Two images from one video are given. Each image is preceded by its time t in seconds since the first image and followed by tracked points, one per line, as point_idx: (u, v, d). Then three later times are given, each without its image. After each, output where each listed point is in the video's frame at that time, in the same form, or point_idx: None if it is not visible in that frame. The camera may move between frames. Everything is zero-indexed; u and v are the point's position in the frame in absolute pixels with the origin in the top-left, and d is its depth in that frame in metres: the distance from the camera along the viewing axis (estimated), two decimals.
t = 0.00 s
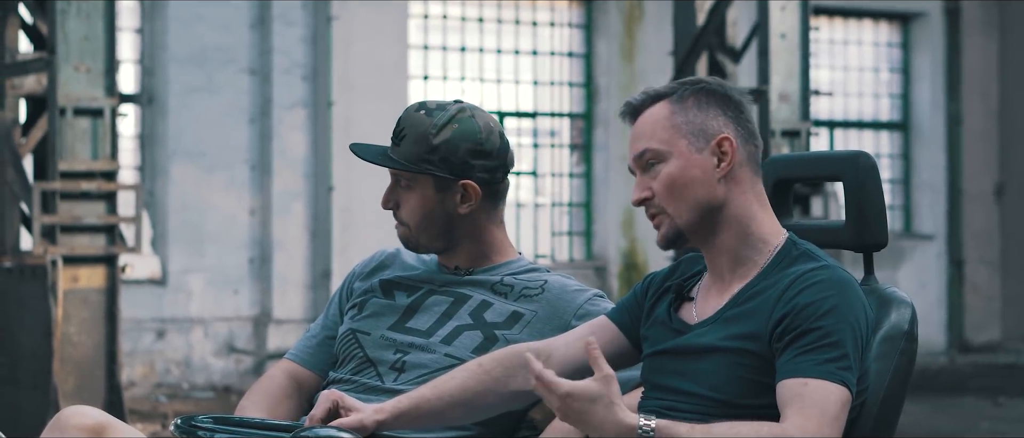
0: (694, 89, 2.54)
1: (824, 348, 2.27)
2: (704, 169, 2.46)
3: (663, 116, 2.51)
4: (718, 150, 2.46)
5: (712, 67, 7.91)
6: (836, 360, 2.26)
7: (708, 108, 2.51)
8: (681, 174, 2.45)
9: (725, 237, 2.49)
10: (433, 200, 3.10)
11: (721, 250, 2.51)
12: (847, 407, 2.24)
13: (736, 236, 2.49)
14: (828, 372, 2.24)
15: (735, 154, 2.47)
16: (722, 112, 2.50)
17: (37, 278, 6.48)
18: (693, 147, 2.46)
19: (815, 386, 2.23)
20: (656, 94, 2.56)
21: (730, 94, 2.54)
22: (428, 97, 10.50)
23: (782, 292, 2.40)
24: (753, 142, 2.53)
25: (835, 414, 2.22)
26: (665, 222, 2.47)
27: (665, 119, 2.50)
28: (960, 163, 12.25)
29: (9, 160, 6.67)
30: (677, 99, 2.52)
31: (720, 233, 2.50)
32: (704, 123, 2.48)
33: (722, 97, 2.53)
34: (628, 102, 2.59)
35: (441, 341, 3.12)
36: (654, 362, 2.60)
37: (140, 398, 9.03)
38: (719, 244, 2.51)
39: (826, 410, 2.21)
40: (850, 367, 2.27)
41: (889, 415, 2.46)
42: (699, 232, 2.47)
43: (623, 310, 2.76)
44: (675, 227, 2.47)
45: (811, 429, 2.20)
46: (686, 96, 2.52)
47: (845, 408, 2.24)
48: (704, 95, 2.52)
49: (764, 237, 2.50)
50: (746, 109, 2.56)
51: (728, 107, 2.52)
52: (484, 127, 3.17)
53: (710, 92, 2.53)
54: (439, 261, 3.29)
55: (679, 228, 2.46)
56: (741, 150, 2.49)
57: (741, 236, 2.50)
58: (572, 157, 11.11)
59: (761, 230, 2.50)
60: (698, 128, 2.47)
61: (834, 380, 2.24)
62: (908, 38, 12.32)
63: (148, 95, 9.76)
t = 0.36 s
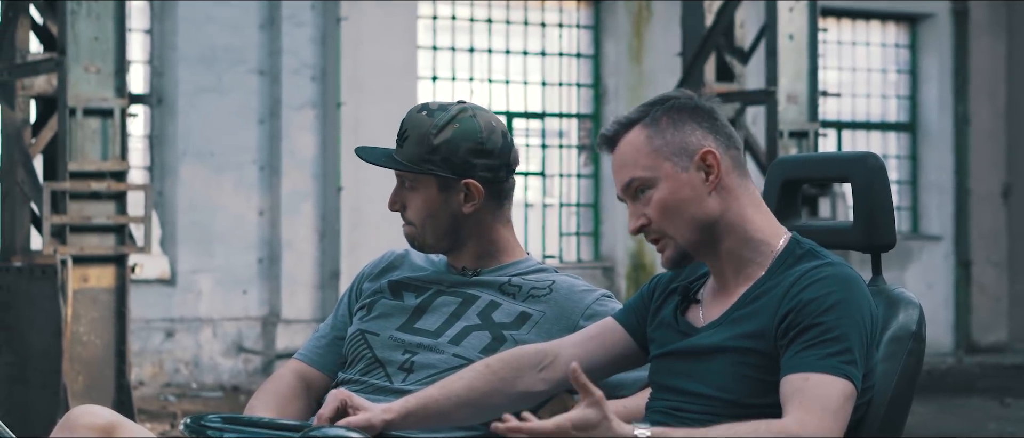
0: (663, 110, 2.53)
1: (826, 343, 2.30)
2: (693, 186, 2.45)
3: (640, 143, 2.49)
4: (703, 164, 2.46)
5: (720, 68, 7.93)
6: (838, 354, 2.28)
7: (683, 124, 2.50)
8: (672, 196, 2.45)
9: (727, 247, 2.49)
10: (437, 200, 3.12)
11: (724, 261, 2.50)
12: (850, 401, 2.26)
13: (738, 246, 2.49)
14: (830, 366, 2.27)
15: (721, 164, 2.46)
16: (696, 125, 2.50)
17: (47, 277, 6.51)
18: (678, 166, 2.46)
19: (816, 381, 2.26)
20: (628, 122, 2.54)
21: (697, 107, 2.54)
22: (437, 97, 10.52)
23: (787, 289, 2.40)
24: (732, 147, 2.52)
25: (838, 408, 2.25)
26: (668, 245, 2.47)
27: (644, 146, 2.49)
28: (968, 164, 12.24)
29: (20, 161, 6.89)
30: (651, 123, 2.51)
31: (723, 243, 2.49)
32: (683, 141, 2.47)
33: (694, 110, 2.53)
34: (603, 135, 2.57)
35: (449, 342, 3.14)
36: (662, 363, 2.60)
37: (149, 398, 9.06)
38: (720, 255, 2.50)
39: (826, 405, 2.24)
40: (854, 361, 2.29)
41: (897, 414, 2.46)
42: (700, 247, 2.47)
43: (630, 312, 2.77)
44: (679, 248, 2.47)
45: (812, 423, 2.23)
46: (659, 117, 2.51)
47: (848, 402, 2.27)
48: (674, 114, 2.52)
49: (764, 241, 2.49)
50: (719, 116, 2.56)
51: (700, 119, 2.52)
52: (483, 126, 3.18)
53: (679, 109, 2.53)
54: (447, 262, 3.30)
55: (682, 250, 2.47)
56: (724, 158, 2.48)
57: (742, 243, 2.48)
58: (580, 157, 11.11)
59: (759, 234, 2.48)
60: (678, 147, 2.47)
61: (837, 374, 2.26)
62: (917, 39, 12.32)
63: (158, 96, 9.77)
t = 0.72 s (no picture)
0: (718, 83, 2.52)
1: (831, 343, 2.31)
2: (705, 166, 2.48)
3: (683, 110, 2.54)
4: (721, 148, 2.47)
5: (721, 68, 7.93)
6: (843, 355, 2.30)
7: (723, 105, 2.49)
8: (684, 168, 2.50)
9: (731, 233, 2.51)
10: (441, 199, 3.13)
11: (730, 246, 2.53)
12: (853, 401, 2.28)
13: (743, 234, 2.50)
14: (833, 366, 2.28)
15: (739, 152, 2.46)
16: (734, 109, 2.48)
17: (49, 276, 6.55)
18: (698, 142, 2.49)
19: (820, 381, 2.28)
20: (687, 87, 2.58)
21: (756, 93, 2.48)
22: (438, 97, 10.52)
23: (793, 289, 2.42)
24: (772, 139, 2.48)
25: (840, 409, 2.26)
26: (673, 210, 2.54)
27: (683, 113, 2.54)
28: (968, 164, 12.25)
29: (22, 159, 6.90)
30: (701, 93, 2.53)
31: (727, 229, 2.51)
32: (715, 119, 2.49)
33: (745, 95, 2.48)
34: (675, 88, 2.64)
35: (450, 341, 3.16)
36: (665, 361, 2.61)
37: (150, 396, 9.09)
38: (725, 239, 2.52)
39: (829, 405, 2.26)
40: (857, 362, 2.30)
41: (897, 414, 2.49)
42: (701, 224, 2.51)
43: (637, 309, 2.79)
44: (680, 219, 2.53)
45: (814, 424, 2.25)
46: (709, 90, 2.52)
47: (851, 403, 2.28)
48: (726, 90, 2.50)
49: (772, 235, 2.49)
50: (779, 108, 2.48)
51: (748, 105, 2.48)
52: (491, 126, 3.19)
53: (733, 87, 2.50)
54: (449, 261, 3.31)
55: (681, 220, 2.52)
56: (748, 148, 2.47)
57: (747, 232, 2.50)
58: (581, 157, 11.13)
59: (772, 227, 2.49)
60: (706, 123, 2.49)
61: (840, 374, 2.28)
62: (917, 40, 12.33)
63: (160, 95, 9.79)
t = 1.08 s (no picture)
0: (703, 88, 2.52)
1: (832, 342, 2.30)
2: (695, 172, 2.49)
3: (671, 117, 2.55)
4: (708, 153, 2.47)
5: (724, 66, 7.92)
6: (844, 353, 2.29)
7: (709, 108, 2.48)
8: (675, 175, 2.51)
9: (728, 236, 2.51)
10: (448, 198, 3.14)
11: (728, 249, 2.52)
12: (854, 400, 2.27)
13: (740, 236, 2.50)
14: (834, 365, 2.28)
15: (727, 156, 2.46)
16: (719, 112, 2.48)
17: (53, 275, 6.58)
18: (686, 147, 2.50)
19: (820, 380, 2.27)
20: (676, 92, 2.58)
21: (740, 93, 2.48)
22: (441, 95, 10.51)
23: (794, 288, 2.41)
24: (760, 140, 2.47)
25: (841, 408, 2.26)
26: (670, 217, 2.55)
27: (672, 119, 2.54)
28: (971, 162, 12.23)
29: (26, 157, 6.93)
30: (687, 98, 2.54)
31: (724, 232, 2.51)
32: (702, 124, 2.49)
33: (731, 97, 2.47)
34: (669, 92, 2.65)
35: (453, 339, 3.16)
36: (666, 361, 2.61)
37: (154, 395, 9.09)
38: (722, 242, 2.52)
39: (829, 404, 2.25)
40: (859, 361, 2.30)
41: (899, 413, 2.48)
42: (697, 230, 2.52)
43: (638, 309, 2.77)
44: (677, 225, 2.54)
45: (812, 423, 2.24)
46: (694, 95, 2.52)
47: (852, 402, 2.28)
48: (711, 93, 2.50)
49: (771, 236, 2.49)
50: (765, 108, 2.47)
51: (732, 107, 2.47)
52: (500, 124, 3.21)
53: (717, 90, 2.49)
54: (451, 260, 3.30)
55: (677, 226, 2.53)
56: (736, 151, 2.46)
57: (744, 234, 2.49)
58: (584, 155, 11.12)
59: (769, 227, 2.48)
60: (692, 129, 2.50)
61: (841, 373, 2.27)
62: (921, 38, 12.32)
63: (163, 94, 9.78)
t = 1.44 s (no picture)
0: (692, 98, 2.51)
1: (843, 344, 2.31)
2: (695, 183, 2.48)
3: (664, 128, 2.54)
4: (706, 164, 2.47)
5: (733, 67, 7.91)
6: (856, 355, 2.29)
7: (700, 120, 2.48)
8: (675, 188, 2.50)
9: (734, 243, 2.51)
10: (470, 198, 3.15)
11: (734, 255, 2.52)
12: (866, 401, 2.27)
13: (746, 242, 2.50)
14: (846, 367, 2.28)
15: (725, 166, 2.46)
16: (711, 122, 2.47)
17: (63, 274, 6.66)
18: (683, 160, 2.49)
19: (832, 381, 2.27)
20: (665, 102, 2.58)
21: (730, 100, 2.47)
22: (452, 95, 10.52)
23: (803, 290, 2.41)
24: (757, 145, 2.46)
25: (853, 409, 2.25)
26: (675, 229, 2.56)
27: (664, 132, 2.54)
28: (982, 162, 12.19)
29: (38, 157, 6.97)
30: (678, 109, 2.53)
31: (730, 239, 2.51)
32: (696, 136, 2.48)
33: (721, 105, 2.47)
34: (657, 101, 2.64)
35: (464, 336, 3.17)
36: (675, 362, 2.62)
37: (165, 394, 9.13)
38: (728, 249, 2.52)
39: (842, 405, 2.25)
40: (870, 363, 2.30)
41: (910, 413, 2.48)
42: (703, 240, 2.52)
43: (647, 308, 2.77)
44: (683, 237, 2.54)
45: (826, 422, 2.24)
46: (685, 106, 2.52)
47: (865, 403, 2.27)
48: (702, 103, 2.49)
49: (779, 240, 2.49)
50: (756, 111, 2.47)
51: (724, 116, 2.47)
52: (524, 130, 3.24)
53: (707, 100, 2.49)
54: (462, 258, 3.31)
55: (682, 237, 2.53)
56: (733, 159, 2.46)
57: (751, 239, 2.49)
58: (595, 155, 11.12)
59: (775, 230, 2.48)
60: (687, 141, 2.49)
61: (854, 374, 2.27)
62: (931, 37, 12.30)
63: (174, 94, 9.80)
